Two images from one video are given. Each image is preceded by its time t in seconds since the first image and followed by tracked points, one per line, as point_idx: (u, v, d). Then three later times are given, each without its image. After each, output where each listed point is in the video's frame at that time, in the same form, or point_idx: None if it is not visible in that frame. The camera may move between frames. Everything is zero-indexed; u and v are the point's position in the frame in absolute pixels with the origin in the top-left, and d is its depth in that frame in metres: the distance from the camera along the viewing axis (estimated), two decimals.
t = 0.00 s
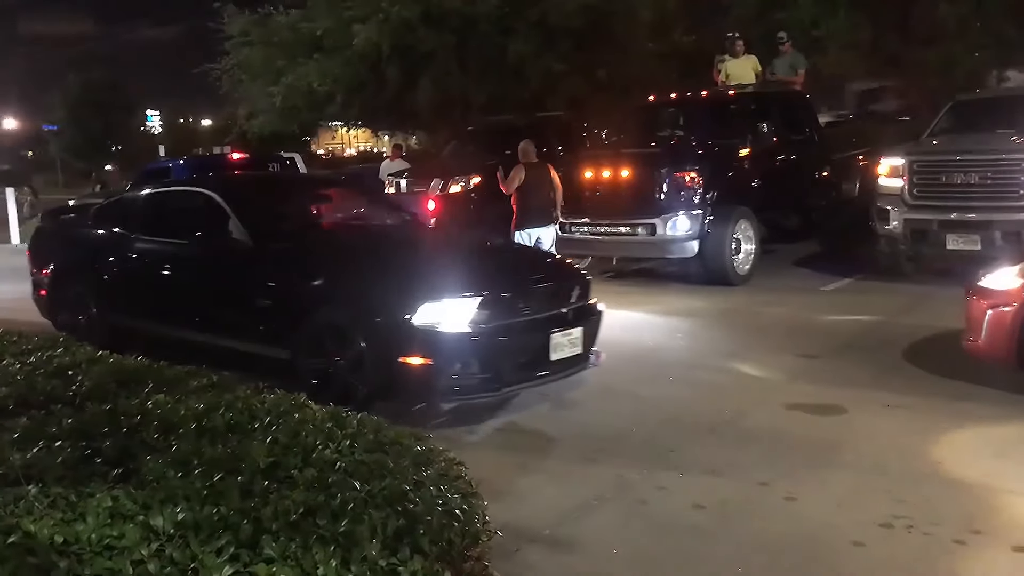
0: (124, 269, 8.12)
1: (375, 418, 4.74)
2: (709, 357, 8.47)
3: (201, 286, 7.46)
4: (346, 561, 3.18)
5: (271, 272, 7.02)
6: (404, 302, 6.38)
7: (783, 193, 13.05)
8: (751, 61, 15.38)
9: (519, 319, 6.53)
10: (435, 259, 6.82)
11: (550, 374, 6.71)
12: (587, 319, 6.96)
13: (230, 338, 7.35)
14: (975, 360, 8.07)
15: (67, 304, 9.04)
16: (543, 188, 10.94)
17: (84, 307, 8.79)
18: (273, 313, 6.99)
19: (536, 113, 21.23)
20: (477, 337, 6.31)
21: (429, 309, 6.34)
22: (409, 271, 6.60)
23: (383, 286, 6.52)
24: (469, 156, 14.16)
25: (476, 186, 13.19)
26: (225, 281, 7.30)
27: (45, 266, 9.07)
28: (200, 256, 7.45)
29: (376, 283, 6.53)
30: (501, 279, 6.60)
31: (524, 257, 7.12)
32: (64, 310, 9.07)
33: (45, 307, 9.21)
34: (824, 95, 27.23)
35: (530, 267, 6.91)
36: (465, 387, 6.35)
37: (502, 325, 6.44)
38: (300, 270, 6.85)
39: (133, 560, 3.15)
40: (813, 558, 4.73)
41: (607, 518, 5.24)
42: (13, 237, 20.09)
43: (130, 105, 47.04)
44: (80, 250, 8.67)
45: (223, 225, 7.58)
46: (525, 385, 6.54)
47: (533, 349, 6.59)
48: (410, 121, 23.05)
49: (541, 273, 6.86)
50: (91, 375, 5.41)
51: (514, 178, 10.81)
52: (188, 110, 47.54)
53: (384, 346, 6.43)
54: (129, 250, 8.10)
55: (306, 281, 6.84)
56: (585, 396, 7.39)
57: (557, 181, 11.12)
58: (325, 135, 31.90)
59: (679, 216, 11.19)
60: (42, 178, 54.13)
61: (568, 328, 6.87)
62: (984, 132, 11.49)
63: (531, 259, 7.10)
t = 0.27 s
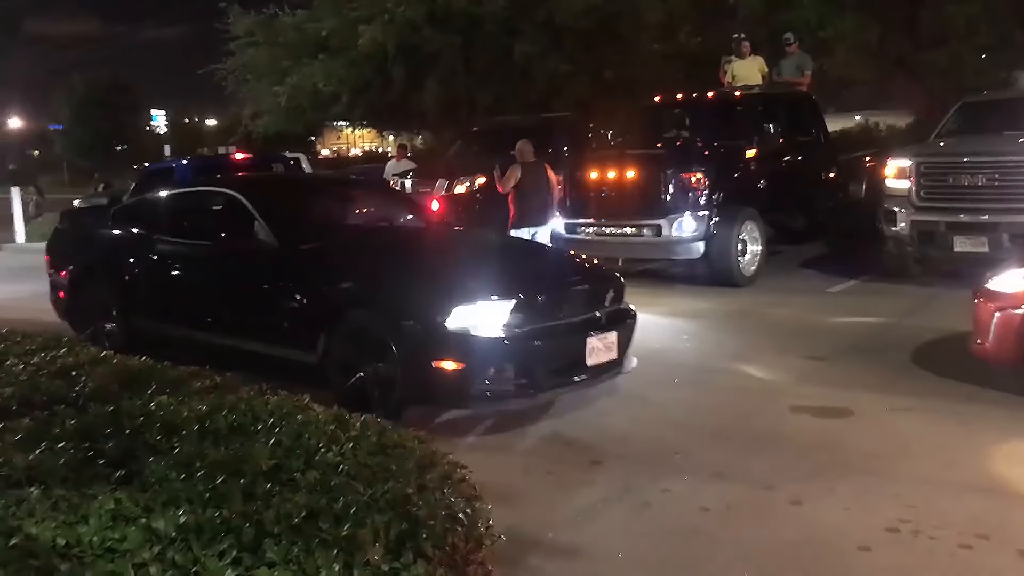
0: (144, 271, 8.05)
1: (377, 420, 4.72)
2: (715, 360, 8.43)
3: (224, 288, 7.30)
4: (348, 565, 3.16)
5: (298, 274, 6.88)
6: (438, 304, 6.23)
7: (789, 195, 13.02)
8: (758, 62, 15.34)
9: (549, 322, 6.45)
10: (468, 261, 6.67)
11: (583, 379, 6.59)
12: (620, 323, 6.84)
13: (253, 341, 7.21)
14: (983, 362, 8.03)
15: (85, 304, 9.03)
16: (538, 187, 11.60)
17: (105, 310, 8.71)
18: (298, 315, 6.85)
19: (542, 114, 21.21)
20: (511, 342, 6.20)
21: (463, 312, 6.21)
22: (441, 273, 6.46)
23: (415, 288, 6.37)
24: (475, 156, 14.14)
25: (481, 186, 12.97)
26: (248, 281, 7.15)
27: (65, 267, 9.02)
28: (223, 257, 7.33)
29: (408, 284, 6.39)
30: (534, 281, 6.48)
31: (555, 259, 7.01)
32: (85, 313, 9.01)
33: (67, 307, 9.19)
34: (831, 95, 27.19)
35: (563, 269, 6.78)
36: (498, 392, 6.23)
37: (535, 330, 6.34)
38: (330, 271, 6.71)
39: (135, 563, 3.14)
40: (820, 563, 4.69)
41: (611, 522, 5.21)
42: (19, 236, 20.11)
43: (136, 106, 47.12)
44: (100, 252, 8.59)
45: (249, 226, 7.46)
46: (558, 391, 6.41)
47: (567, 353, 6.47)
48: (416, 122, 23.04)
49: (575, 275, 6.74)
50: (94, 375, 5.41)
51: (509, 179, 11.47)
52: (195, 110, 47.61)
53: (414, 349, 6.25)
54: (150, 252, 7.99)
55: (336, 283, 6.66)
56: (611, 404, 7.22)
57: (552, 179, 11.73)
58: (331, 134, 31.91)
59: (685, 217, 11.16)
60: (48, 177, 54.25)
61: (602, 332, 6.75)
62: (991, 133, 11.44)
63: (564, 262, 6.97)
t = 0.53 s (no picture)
0: (162, 273, 7.96)
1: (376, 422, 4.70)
2: (713, 361, 8.42)
3: (243, 293, 7.21)
4: (344, 569, 3.16)
5: (322, 277, 6.77)
6: (467, 309, 6.11)
7: (789, 197, 13.00)
8: (758, 64, 15.33)
9: (581, 328, 6.26)
10: (497, 264, 6.52)
11: (613, 386, 6.44)
12: (651, 329, 6.67)
13: (274, 345, 7.11)
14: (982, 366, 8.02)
15: (99, 308, 8.91)
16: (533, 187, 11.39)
17: (119, 312, 8.64)
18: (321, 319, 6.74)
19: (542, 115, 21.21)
20: (539, 348, 6.06)
21: (492, 317, 6.07)
22: (470, 276, 6.32)
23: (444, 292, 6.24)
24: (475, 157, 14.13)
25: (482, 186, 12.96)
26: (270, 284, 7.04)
27: (80, 270, 8.92)
28: (243, 260, 7.21)
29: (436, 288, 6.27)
30: (564, 286, 6.30)
31: (585, 262, 6.84)
32: (99, 316, 8.90)
33: (80, 311, 9.08)
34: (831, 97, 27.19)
35: (594, 273, 6.62)
36: (525, 399, 6.10)
37: (566, 335, 6.18)
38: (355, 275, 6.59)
39: (130, 567, 3.14)
40: (818, 566, 4.68)
41: (609, 525, 5.21)
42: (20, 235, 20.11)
43: (137, 105, 47.16)
44: (116, 255, 8.50)
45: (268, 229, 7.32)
46: (587, 398, 6.29)
47: (597, 360, 6.32)
48: (416, 123, 23.02)
49: (606, 279, 6.57)
50: (92, 376, 5.40)
51: (503, 178, 11.30)
52: (196, 110, 47.65)
53: (442, 355, 6.14)
54: (166, 255, 7.91)
55: (361, 289, 6.55)
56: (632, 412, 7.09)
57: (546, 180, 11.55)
58: (332, 134, 31.90)
59: (685, 219, 11.16)
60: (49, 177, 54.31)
61: (634, 338, 6.58)
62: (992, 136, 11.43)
63: (594, 266, 6.81)
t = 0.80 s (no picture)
0: (174, 278, 7.77)
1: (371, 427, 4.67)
2: (710, 365, 8.38)
3: (255, 295, 7.06)
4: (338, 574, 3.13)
5: (342, 283, 6.58)
6: (495, 317, 5.92)
7: (785, 200, 12.99)
8: (754, 68, 15.34)
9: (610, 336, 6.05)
10: (523, 271, 6.33)
11: (644, 395, 6.23)
12: (680, 336, 6.47)
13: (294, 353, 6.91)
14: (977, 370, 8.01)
15: (108, 314, 8.71)
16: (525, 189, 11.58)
17: (130, 317, 8.44)
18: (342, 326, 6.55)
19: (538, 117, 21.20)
20: (568, 356, 5.85)
21: (520, 325, 5.87)
22: (496, 284, 6.14)
23: (470, 300, 6.07)
24: (471, 159, 14.11)
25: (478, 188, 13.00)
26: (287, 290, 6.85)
27: (89, 276, 8.75)
28: (260, 265, 7.04)
29: (463, 296, 6.10)
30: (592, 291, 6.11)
31: (611, 268, 6.65)
32: (109, 322, 8.70)
33: (88, 316, 8.90)
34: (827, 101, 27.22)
35: (622, 278, 6.40)
36: (554, 410, 5.88)
37: (596, 344, 5.97)
38: (378, 282, 6.43)
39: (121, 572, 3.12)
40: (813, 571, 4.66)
41: (603, 529, 5.18)
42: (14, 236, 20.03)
43: (134, 106, 47.10)
44: (126, 259, 8.32)
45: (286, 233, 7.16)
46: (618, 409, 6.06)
47: (628, 369, 6.10)
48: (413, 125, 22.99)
49: (635, 284, 6.36)
50: (85, 379, 5.37)
51: (496, 179, 11.49)
52: (192, 111, 47.66)
53: (470, 364, 5.98)
54: (179, 259, 7.72)
55: (384, 294, 6.37)
56: (661, 421, 6.90)
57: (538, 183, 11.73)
58: (328, 136, 31.89)
59: (681, 222, 11.14)
60: (45, 177, 54.22)
61: (664, 346, 6.36)
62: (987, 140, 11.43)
63: (620, 271, 6.60)
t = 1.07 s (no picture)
0: (183, 283, 7.57)
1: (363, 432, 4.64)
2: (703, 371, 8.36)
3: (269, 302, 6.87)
4: None
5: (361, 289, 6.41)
6: (520, 325, 5.76)
7: (778, 206, 13.00)
8: (747, 73, 15.35)
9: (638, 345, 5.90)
10: (548, 278, 6.17)
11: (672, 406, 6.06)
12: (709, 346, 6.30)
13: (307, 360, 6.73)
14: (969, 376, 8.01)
15: (115, 318, 8.51)
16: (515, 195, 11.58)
17: (138, 322, 8.23)
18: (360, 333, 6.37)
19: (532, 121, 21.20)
20: (595, 366, 5.70)
21: (546, 334, 5.72)
22: (520, 290, 5.98)
23: (494, 306, 5.90)
24: (465, 163, 14.09)
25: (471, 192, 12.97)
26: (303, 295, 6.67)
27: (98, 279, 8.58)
28: (274, 270, 6.85)
29: (486, 303, 5.93)
30: (620, 300, 5.96)
31: (637, 275, 6.49)
32: (115, 325, 8.50)
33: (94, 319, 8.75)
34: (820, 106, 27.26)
35: (649, 286, 6.25)
36: (579, 420, 5.72)
37: (624, 354, 5.82)
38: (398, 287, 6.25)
39: None
40: None
41: (596, 535, 5.15)
42: (5, 236, 19.92)
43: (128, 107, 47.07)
44: (136, 262, 8.11)
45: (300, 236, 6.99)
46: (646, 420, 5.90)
47: (656, 380, 5.94)
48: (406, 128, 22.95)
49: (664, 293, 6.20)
50: (73, 382, 5.33)
51: (486, 186, 11.48)
52: (184, 113, 47.60)
53: (490, 373, 5.78)
54: (189, 262, 7.54)
55: (405, 299, 6.20)
56: (688, 432, 6.72)
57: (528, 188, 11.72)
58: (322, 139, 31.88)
59: (673, 226, 11.09)
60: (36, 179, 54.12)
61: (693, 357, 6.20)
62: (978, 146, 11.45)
63: (646, 279, 6.45)
